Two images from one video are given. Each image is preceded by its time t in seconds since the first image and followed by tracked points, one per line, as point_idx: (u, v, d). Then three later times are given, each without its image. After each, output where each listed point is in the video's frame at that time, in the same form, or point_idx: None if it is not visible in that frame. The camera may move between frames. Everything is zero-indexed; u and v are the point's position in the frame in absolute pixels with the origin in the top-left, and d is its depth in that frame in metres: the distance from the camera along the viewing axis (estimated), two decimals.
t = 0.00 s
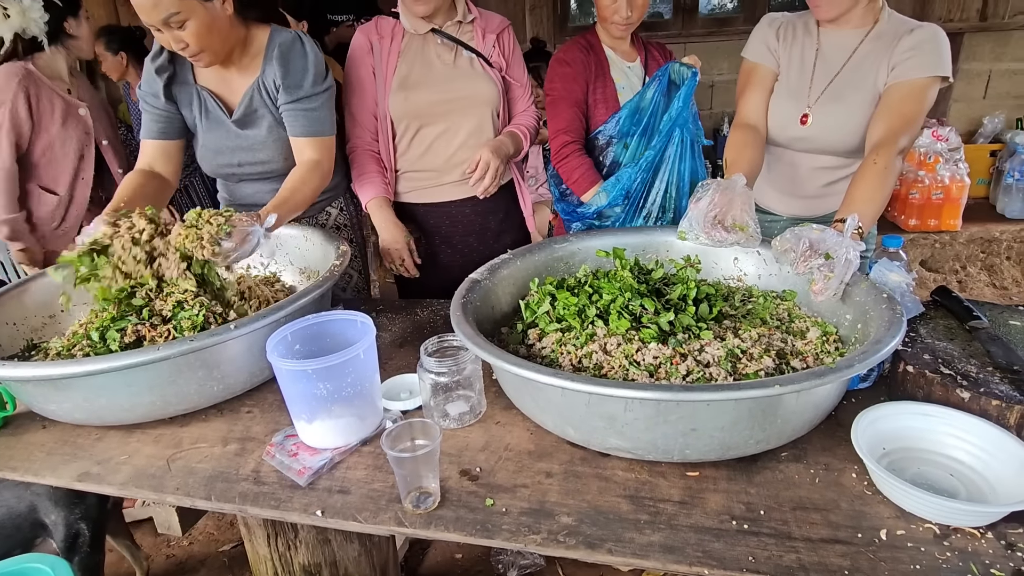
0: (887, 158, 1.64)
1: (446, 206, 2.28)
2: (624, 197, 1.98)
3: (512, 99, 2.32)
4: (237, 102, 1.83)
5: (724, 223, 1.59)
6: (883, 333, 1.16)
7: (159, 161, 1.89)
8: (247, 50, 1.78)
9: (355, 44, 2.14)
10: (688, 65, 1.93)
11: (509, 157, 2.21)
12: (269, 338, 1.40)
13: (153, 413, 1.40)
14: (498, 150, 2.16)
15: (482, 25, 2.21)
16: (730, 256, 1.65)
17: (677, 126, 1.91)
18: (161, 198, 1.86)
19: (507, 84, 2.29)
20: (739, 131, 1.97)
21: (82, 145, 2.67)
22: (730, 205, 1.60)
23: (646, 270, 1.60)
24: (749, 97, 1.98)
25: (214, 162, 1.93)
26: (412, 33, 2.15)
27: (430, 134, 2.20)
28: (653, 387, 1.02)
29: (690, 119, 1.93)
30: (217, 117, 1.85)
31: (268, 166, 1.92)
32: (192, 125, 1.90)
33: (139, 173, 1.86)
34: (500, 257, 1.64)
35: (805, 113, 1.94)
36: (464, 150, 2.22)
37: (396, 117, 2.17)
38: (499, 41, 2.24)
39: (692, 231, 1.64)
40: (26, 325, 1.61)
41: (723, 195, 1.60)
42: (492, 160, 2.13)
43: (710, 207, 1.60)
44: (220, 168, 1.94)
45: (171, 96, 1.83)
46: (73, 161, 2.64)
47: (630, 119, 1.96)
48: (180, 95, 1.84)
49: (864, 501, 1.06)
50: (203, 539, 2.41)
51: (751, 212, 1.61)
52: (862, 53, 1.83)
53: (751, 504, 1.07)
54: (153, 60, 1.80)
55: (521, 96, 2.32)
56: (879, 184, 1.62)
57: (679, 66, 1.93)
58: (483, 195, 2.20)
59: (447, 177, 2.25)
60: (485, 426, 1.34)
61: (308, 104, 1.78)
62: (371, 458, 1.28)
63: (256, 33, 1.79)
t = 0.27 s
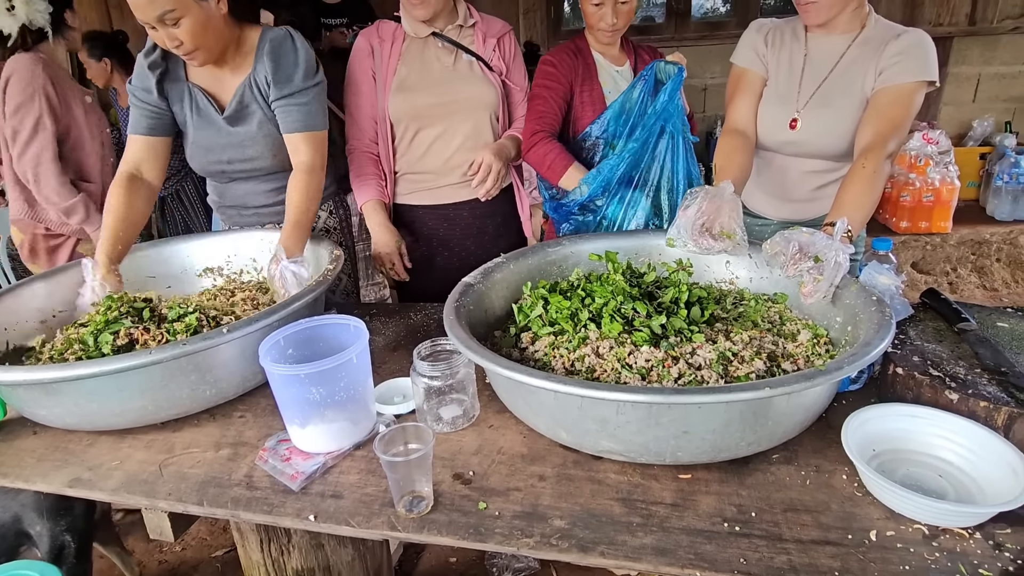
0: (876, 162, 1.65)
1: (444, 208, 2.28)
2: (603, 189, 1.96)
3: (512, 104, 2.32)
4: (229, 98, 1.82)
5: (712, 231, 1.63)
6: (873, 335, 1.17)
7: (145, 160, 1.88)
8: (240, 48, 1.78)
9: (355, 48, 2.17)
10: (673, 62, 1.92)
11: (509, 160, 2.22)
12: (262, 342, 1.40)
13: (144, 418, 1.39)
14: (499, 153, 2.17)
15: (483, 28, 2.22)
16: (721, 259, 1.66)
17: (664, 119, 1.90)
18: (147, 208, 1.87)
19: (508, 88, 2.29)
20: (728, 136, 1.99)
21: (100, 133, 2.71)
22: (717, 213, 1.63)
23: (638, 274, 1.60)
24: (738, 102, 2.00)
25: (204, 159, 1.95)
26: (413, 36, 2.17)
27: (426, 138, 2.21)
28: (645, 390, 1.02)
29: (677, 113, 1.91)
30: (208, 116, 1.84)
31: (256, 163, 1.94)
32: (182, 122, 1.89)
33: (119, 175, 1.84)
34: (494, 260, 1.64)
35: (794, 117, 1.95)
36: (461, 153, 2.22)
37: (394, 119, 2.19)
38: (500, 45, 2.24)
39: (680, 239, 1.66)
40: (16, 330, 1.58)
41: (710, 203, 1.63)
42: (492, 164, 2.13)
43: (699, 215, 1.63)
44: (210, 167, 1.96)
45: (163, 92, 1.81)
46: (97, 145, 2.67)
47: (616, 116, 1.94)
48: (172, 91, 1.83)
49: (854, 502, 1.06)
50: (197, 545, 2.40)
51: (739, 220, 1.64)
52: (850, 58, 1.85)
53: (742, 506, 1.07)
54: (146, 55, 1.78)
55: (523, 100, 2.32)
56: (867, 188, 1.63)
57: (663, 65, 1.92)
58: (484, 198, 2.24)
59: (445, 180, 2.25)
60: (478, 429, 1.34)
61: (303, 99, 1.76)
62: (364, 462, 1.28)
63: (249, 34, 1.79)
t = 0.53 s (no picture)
0: (865, 164, 1.66)
1: (440, 210, 2.28)
2: (607, 184, 1.97)
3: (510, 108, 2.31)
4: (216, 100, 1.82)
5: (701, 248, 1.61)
6: (864, 336, 1.17)
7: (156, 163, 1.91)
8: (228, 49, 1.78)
9: (354, 51, 2.18)
10: (672, 44, 1.93)
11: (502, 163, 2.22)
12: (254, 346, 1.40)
13: (134, 422, 1.39)
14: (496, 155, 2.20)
15: (481, 33, 2.21)
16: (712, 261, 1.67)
17: (664, 104, 1.90)
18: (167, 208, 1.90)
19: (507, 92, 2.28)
20: (720, 140, 1.99)
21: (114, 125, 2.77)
22: (709, 229, 1.62)
23: (631, 276, 1.60)
24: (730, 105, 2.00)
25: (190, 159, 1.94)
26: (412, 39, 2.17)
27: (423, 140, 2.21)
28: (637, 391, 1.03)
29: (678, 99, 1.91)
30: (197, 118, 1.84)
31: (244, 165, 1.94)
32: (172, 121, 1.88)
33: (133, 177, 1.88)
34: (487, 262, 1.64)
35: (785, 120, 1.95)
36: (457, 157, 2.22)
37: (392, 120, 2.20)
38: (498, 49, 2.23)
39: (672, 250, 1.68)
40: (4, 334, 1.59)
41: (703, 219, 1.62)
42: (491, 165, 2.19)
43: (689, 232, 1.63)
44: (198, 167, 1.96)
45: (155, 90, 1.80)
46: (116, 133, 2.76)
47: (612, 107, 1.93)
48: (165, 90, 1.82)
49: (845, 503, 1.07)
50: (190, 549, 2.39)
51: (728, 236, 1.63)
52: (840, 62, 1.86)
53: (734, 507, 1.07)
54: (138, 56, 1.78)
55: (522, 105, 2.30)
56: (858, 190, 1.64)
57: (661, 47, 1.92)
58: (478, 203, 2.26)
59: (444, 182, 2.25)
60: (471, 432, 1.34)
61: (280, 104, 1.76)
62: (357, 465, 1.28)
63: (239, 35, 1.79)
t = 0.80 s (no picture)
0: (859, 168, 1.68)
1: (433, 213, 2.29)
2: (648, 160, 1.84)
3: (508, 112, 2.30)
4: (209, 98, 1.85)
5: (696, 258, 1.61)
6: (856, 338, 1.18)
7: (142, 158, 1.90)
8: (221, 49, 1.81)
9: (351, 53, 2.20)
10: (695, 8, 1.83)
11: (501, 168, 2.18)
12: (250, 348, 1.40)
13: (131, 424, 1.39)
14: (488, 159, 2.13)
15: (479, 36, 2.20)
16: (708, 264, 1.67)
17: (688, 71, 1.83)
18: (151, 198, 1.87)
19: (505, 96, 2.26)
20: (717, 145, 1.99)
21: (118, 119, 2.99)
22: (704, 241, 1.61)
23: (625, 278, 1.61)
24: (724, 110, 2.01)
25: (180, 159, 1.93)
26: (408, 42, 2.18)
27: (419, 143, 2.21)
28: (631, 394, 1.03)
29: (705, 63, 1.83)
30: (189, 116, 1.85)
31: (234, 162, 1.94)
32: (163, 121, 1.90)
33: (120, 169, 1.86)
34: (483, 265, 1.65)
35: (779, 125, 1.96)
36: (453, 160, 2.22)
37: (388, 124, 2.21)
38: (495, 53, 2.22)
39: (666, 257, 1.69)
40: None
41: (699, 227, 1.62)
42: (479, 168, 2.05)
43: (686, 242, 1.62)
44: (187, 166, 1.95)
45: (146, 91, 1.84)
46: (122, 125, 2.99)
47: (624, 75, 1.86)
48: (155, 91, 1.85)
49: (837, 504, 1.08)
50: (186, 551, 2.39)
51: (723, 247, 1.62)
52: (832, 67, 1.88)
53: (728, 508, 1.08)
54: (132, 58, 1.81)
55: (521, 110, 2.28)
56: (850, 195, 1.66)
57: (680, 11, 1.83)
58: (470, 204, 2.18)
59: (438, 185, 2.26)
60: (467, 434, 1.34)
61: (280, 100, 1.80)
62: (352, 467, 1.28)
63: (230, 36, 1.82)
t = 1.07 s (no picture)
0: (858, 170, 1.68)
1: (432, 217, 2.30)
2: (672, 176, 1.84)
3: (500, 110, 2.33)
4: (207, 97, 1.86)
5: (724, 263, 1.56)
6: (857, 340, 1.18)
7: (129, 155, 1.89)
8: (220, 49, 1.82)
9: (343, 58, 2.17)
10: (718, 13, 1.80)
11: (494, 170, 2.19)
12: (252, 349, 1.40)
13: (132, 425, 1.39)
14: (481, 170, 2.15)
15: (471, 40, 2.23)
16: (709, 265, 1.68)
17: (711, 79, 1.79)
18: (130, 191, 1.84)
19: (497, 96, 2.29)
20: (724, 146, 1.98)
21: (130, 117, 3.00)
22: (732, 246, 1.56)
23: (626, 280, 1.61)
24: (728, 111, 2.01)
25: (178, 159, 1.94)
26: (400, 44, 2.17)
27: (413, 151, 2.23)
28: (632, 395, 1.04)
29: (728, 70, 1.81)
30: (186, 114, 1.86)
31: (232, 160, 1.93)
32: (161, 120, 1.91)
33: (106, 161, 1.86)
34: (485, 266, 1.66)
35: (785, 126, 1.97)
36: (450, 164, 2.24)
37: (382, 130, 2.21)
38: (488, 56, 2.24)
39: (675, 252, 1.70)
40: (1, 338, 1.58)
41: (729, 233, 1.56)
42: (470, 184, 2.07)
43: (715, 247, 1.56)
44: (184, 164, 1.95)
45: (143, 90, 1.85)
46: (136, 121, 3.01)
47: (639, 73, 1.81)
48: (153, 91, 1.87)
49: (837, 506, 1.08)
50: (186, 553, 2.39)
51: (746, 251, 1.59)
52: (837, 69, 1.88)
53: (728, 510, 1.08)
54: (132, 59, 1.84)
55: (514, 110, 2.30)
56: (850, 198, 1.67)
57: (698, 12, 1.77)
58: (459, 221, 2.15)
59: (434, 189, 2.27)
60: (467, 435, 1.35)
61: (282, 96, 1.80)
62: (353, 468, 1.29)
63: (231, 36, 1.84)
